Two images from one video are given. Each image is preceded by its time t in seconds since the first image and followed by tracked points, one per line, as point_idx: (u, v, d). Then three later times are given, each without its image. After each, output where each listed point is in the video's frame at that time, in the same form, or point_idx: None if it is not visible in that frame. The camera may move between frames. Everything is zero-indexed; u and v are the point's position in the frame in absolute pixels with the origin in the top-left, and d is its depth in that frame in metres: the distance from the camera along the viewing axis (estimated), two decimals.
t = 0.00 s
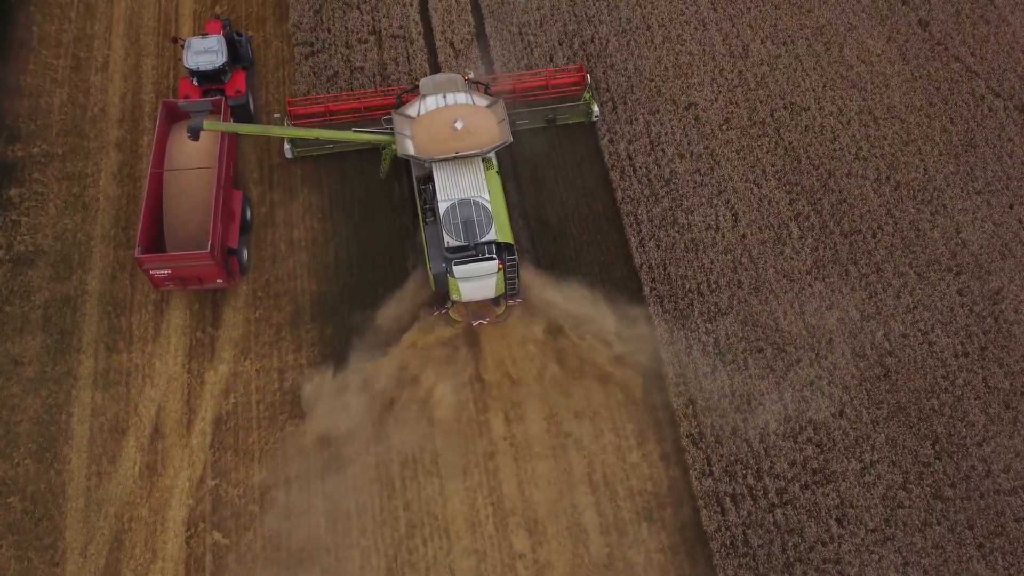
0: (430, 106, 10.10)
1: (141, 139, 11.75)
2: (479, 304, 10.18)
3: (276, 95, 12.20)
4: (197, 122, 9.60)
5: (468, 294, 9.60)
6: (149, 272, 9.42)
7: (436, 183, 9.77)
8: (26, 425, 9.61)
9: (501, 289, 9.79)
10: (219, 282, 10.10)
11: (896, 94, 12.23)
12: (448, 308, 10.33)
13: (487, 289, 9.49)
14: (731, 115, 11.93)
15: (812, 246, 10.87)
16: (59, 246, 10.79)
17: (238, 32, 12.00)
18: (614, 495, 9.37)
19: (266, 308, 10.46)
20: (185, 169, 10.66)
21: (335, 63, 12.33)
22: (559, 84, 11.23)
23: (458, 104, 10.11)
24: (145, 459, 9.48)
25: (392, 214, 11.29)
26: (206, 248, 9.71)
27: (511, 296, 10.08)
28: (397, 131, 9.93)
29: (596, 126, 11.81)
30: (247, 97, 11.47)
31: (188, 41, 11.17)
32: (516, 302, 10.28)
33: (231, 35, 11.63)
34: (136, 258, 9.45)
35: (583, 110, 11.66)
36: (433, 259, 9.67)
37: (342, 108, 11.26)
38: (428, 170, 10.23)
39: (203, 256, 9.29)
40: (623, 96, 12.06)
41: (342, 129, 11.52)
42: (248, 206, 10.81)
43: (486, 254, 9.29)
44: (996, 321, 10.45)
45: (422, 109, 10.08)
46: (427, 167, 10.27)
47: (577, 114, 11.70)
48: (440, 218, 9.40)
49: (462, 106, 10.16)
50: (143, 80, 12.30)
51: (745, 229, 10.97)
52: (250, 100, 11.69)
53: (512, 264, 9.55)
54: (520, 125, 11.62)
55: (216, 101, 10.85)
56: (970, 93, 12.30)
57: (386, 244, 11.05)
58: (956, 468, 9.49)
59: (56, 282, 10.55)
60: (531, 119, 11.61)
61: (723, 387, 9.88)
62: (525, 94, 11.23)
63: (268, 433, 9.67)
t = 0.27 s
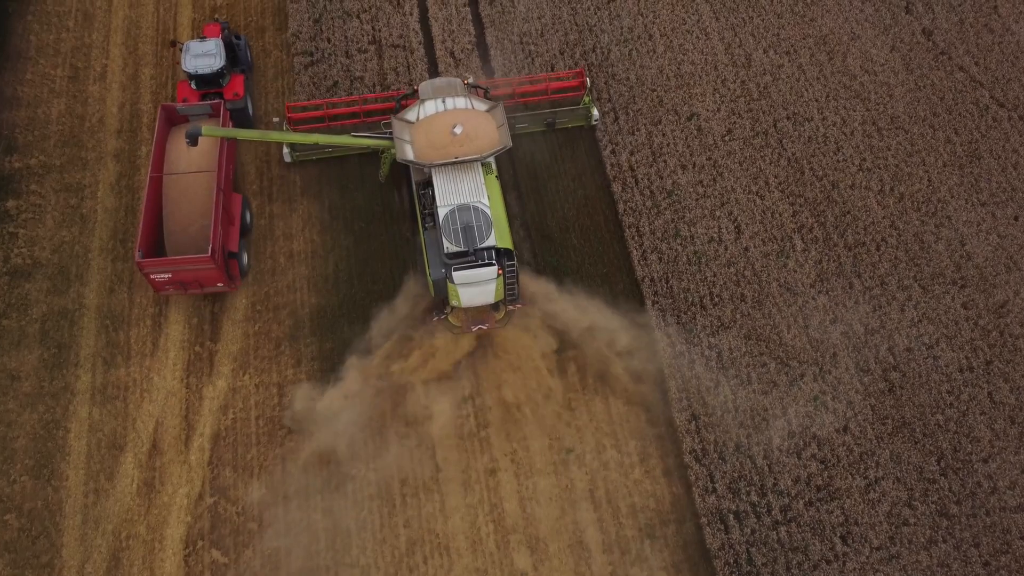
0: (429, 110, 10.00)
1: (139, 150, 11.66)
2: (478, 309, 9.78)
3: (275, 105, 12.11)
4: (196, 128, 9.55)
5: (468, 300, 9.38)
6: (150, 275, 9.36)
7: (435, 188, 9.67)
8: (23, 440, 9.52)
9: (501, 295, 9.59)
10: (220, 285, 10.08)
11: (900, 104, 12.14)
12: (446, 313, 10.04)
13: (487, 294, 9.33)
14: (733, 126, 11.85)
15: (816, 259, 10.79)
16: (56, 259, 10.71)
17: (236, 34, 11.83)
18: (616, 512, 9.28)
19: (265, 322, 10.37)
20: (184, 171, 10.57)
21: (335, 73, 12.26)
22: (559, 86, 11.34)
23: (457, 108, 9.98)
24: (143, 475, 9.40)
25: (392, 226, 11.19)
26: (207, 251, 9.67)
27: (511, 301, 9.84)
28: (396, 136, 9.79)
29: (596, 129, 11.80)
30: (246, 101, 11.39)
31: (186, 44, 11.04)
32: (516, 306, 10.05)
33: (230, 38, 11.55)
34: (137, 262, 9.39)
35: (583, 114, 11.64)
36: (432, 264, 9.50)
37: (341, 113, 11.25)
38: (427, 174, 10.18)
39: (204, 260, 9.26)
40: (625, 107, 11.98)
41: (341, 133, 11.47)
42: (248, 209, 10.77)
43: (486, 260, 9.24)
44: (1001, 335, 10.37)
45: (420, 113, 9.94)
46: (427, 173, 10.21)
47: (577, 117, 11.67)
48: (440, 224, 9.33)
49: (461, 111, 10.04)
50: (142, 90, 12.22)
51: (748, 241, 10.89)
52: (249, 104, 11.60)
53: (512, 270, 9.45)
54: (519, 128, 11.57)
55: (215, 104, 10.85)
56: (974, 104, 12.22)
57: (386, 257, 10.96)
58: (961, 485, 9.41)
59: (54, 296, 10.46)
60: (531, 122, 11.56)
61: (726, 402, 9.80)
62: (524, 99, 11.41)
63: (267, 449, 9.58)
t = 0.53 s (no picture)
0: (428, 114, 10.00)
1: (138, 160, 11.58)
2: (477, 313, 9.90)
3: (274, 114, 12.03)
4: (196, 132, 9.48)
5: (468, 304, 9.39)
6: (150, 279, 9.32)
7: (435, 192, 9.62)
8: (20, 454, 9.44)
9: (500, 299, 9.62)
10: (221, 288, 10.06)
11: (903, 113, 12.07)
12: (446, 317, 10.17)
13: (487, 298, 9.31)
14: (736, 135, 11.77)
15: (819, 269, 10.72)
16: (54, 270, 10.64)
17: (236, 37, 11.86)
18: (618, 527, 9.21)
19: (264, 333, 10.30)
20: (183, 174, 10.52)
21: (334, 82, 12.19)
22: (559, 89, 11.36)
23: (456, 112, 9.97)
24: (141, 489, 9.33)
25: (393, 236, 11.12)
26: (208, 254, 9.64)
27: (511, 305, 9.86)
28: (396, 140, 9.86)
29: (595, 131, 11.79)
30: (246, 103, 11.43)
31: (187, 47, 11.18)
32: (516, 310, 10.05)
33: (229, 41, 11.62)
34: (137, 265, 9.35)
35: (582, 117, 11.63)
36: (432, 268, 9.56)
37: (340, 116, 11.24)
38: (427, 179, 10.13)
39: (205, 264, 9.24)
40: (627, 115, 11.90)
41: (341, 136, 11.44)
42: (248, 212, 10.75)
43: (485, 264, 9.20)
44: (1006, 347, 10.30)
45: (420, 117, 9.97)
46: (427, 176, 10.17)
47: (576, 120, 11.67)
48: (440, 228, 9.21)
49: (461, 115, 10.03)
50: (140, 99, 12.15)
51: (751, 252, 10.81)
52: (248, 106, 11.64)
53: (512, 274, 9.44)
54: (518, 131, 11.57)
55: (214, 106, 10.84)
56: (978, 112, 12.16)
57: (387, 267, 10.89)
58: (966, 500, 9.33)
59: (51, 307, 10.38)
60: (531, 125, 11.57)
61: (729, 416, 9.72)
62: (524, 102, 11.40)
63: (266, 463, 9.50)
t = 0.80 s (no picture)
0: (428, 118, 9.98)
1: (136, 171, 11.50)
2: (477, 317, 9.83)
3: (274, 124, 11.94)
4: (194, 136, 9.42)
5: (467, 308, 9.34)
6: (150, 283, 9.31)
7: (434, 197, 9.59)
8: (17, 471, 9.36)
9: (500, 303, 9.58)
10: (221, 292, 10.05)
11: (907, 123, 11.99)
12: (445, 321, 10.02)
13: (487, 302, 9.28)
14: (739, 146, 11.69)
15: (823, 282, 10.64)
16: (52, 283, 10.55)
17: (236, 41, 11.91)
18: (621, 545, 9.12)
19: (263, 346, 10.22)
20: (183, 178, 10.54)
21: (334, 92, 12.11)
22: (560, 93, 11.10)
23: (455, 115, 9.96)
24: (140, 506, 9.25)
25: (393, 248, 11.04)
26: (208, 258, 9.63)
27: (510, 309, 9.85)
28: (395, 143, 9.84)
29: (595, 134, 11.74)
30: (245, 106, 11.44)
31: (186, 50, 11.18)
32: (515, 314, 10.04)
33: (229, 44, 11.60)
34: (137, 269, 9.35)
35: (582, 120, 11.56)
36: (431, 272, 9.39)
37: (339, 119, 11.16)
38: (426, 182, 10.07)
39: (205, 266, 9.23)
40: (628, 126, 11.82)
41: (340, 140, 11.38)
42: (248, 216, 10.74)
43: (485, 268, 9.15)
44: (1011, 361, 10.21)
45: (419, 121, 9.96)
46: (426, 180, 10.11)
47: (576, 123, 11.59)
48: (439, 232, 9.20)
49: (460, 118, 10.03)
50: (139, 109, 12.06)
51: (754, 265, 10.73)
52: (247, 109, 11.67)
53: (511, 278, 9.41)
54: (517, 135, 11.50)
55: (213, 110, 10.82)
56: (982, 122, 12.07)
57: (387, 280, 10.81)
58: (971, 517, 9.25)
59: (49, 321, 10.30)
60: (530, 129, 11.49)
61: (732, 431, 9.64)
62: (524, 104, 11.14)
63: (265, 479, 9.42)
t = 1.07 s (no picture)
0: (427, 121, 9.92)
1: (134, 182, 11.41)
2: (476, 321, 9.75)
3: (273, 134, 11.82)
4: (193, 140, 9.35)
5: (466, 312, 9.29)
6: (150, 287, 9.37)
7: (433, 200, 9.57)
8: (13, 487, 9.27)
9: (499, 308, 9.56)
10: (221, 296, 10.09)
11: (911, 133, 11.89)
12: (444, 325, 9.99)
13: (486, 306, 9.18)
14: (742, 157, 11.60)
15: (827, 295, 10.55)
16: (49, 296, 10.47)
17: (235, 43, 11.88)
18: (623, 562, 9.04)
19: (262, 360, 10.14)
20: (182, 180, 10.53)
21: (334, 102, 12.03)
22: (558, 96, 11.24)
23: (455, 119, 9.88)
24: (137, 523, 9.16)
25: (393, 261, 10.96)
26: (207, 262, 9.67)
27: (509, 313, 9.80)
28: (394, 147, 9.76)
29: (594, 138, 11.71)
30: (244, 109, 11.39)
31: (185, 53, 11.11)
32: (514, 318, 9.98)
33: (228, 47, 11.57)
34: (137, 273, 9.40)
35: (581, 124, 11.55)
36: (430, 275, 9.40)
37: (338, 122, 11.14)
38: (426, 186, 10.00)
39: (204, 271, 9.27)
40: (630, 136, 11.73)
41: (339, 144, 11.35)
42: (248, 219, 10.77)
43: (484, 272, 9.15)
44: (1017, 375, 10.12)
45: (418, 124, 9.89)
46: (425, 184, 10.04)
47: (575, 127, 11.58)
48: (439, 235, 9.19)
49: (459, 122, 9.97)
50: (137, 119, 11.97)
51: (757, 277, 10.64)
52: (247, 113, 11.61)
53: (510, 281, 9.37)
54: (517, 138, 11.53)
55: (212, 113, 10.81)
56: (987, 132, 11.99)
57: (387, 293, 10.72)
58: (977, 534, 9.17)
59: (46, 335, 10.21)
60: (529, 132, 11.52)
61: (735, 447, 9.56)
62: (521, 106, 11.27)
63: (265, 496, 9.34)
